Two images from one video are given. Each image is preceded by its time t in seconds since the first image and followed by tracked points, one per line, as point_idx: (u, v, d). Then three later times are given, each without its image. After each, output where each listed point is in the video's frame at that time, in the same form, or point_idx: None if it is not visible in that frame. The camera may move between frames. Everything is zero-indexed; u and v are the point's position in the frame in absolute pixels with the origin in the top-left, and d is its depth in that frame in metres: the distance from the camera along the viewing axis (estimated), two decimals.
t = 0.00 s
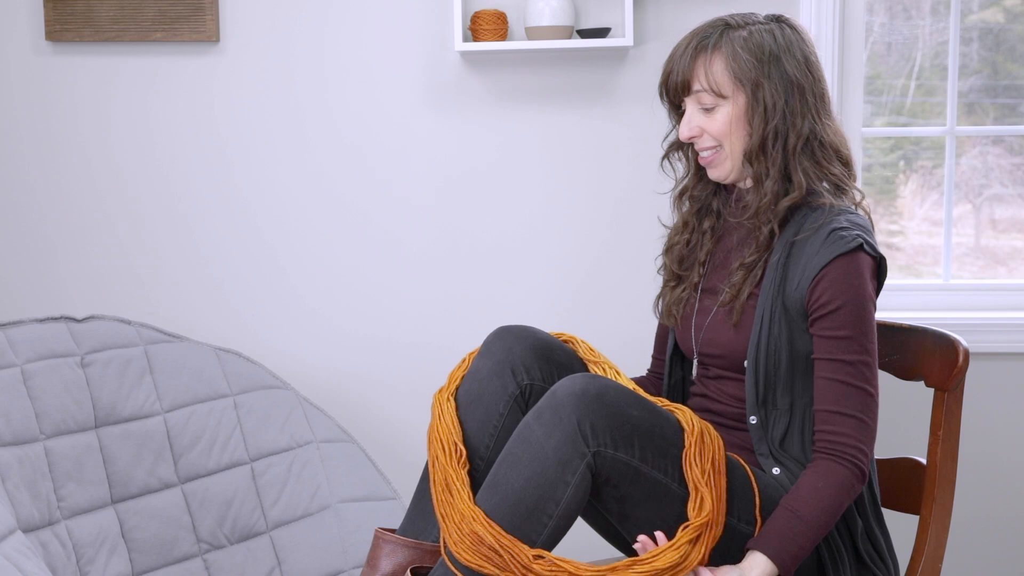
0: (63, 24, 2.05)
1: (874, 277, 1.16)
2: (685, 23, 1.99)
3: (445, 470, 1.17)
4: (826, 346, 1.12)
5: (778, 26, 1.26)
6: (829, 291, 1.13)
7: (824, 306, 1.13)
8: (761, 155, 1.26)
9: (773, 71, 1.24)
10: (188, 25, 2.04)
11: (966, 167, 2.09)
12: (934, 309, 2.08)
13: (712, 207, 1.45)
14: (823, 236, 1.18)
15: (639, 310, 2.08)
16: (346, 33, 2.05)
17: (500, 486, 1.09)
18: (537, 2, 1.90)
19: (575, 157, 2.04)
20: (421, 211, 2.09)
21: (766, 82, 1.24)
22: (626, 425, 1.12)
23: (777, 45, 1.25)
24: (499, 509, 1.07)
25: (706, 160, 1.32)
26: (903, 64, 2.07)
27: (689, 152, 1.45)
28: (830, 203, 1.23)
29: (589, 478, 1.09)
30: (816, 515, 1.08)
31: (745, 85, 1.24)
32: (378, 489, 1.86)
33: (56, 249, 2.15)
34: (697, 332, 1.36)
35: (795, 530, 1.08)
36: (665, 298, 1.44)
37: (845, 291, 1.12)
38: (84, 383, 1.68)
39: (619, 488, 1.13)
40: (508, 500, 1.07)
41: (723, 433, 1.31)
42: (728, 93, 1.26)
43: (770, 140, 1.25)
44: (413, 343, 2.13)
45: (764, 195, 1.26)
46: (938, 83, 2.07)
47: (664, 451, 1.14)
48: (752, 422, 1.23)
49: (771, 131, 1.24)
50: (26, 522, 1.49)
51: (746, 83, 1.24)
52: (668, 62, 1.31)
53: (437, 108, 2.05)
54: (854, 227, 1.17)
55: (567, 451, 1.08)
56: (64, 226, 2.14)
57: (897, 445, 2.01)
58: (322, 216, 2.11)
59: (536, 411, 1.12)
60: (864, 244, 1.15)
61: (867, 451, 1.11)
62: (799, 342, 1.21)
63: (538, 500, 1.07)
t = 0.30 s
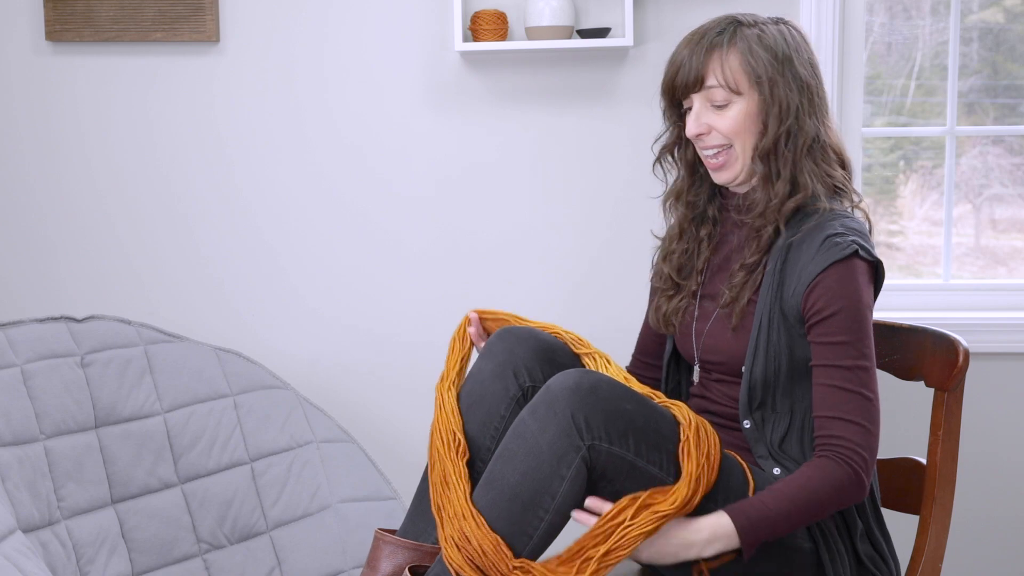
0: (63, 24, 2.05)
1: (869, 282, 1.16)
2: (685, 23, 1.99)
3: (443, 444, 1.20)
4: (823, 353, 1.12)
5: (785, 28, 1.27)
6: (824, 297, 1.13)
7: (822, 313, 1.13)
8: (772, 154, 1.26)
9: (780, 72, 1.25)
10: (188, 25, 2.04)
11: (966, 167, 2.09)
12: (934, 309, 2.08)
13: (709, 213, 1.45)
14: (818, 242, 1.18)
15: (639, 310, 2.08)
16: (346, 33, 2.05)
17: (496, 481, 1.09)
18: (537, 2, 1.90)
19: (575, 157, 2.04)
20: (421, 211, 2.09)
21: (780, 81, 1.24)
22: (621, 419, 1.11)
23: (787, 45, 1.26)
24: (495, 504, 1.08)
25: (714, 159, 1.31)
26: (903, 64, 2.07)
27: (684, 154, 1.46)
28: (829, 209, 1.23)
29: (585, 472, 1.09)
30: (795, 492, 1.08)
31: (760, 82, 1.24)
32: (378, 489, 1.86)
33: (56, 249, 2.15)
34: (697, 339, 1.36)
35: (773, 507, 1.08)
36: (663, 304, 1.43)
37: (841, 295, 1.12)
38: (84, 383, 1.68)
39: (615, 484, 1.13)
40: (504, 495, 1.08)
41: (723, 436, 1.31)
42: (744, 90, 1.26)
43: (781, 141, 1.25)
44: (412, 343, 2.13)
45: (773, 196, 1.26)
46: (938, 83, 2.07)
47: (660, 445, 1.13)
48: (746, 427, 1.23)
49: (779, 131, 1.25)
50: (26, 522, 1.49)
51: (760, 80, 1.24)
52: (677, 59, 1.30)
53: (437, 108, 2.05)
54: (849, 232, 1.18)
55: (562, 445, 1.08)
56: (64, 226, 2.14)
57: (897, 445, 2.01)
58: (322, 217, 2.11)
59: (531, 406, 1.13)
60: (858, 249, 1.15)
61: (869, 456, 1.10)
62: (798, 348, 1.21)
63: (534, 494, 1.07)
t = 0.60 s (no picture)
0: (63, 24, 2.05)
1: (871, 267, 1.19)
2: (685, 23, 1.99)
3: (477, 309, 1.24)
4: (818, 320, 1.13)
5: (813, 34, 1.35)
6: (828, 272, 1.15)
7: (825, 286, 1.15)
8: (809, 150, 1.30)
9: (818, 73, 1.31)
10: (188, 25, 2.04)
11: (965, 167, 2.09)
12: (934, 309, 2.07)
13: (711, 208, 1.46)
14: (824, 227, 1.21)
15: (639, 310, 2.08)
16: (346, 32, 2.05)
17: (496, 480, 1.09)
18: (537, 2, 1.90)
19: (575, 157, 2.04)
20: (421, 211, 2.09)
21: (818, 83, 1.31)
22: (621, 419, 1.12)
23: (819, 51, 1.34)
24: (495, 503, 1.08)
25: (740, 150, 1.35)
26: (903, 64, 2.07)
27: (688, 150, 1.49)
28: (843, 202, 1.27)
29: (585, 471, 1.10)
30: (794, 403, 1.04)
31: (806, 81, 1.30)
32: (378, 489, 1.86)
33: (56, 249, 2.15)
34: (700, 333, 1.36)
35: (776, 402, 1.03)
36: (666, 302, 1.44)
37: (847, 270, 1.15)
38: (84, 383, 1.68)
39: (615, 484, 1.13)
40: (505, 494, 1.08)
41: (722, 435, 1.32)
42: (787, 88, 1.31)
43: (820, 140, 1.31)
44: (412, 343, 2.13)
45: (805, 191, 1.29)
46: (938, 83, 2.07)
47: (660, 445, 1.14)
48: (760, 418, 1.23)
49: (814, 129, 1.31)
50: (26, 522, 1.49)
51: (805, 79, 1.30)
52: (723, 46, 1.33)
53: (437, 108, 2.05)
54: (851, 219, 1.22)
55: (563, 445, 1.09)
56: (64, 226, 2.14)
57: (896, 445, 2.01)
58: (322, 217, 2.11)
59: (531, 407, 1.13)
60: (863, 233, 1.18)
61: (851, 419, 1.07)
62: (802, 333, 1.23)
63: (535, 494, 1.07)
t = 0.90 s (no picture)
0: (63, 24, 2.05)
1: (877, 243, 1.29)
2: (685, 23, 1.99)
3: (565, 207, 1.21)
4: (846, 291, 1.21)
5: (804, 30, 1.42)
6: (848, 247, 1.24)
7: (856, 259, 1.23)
8: (818, 142, 1.36)
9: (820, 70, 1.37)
10: (188, 25, 2.04)
11: (965, 167, 2.09)
12: (934, 309, 2.07)
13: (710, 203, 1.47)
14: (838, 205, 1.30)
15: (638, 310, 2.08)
16: (346, 32, 2.05)
17: (497, 482, 1.09)
18: (537, 2, 1.90)
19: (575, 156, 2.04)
20: (421, 211, 2.09)
21: (821, 76, 1.37)
22: (623, 420, 1.12)
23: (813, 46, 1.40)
24: (495, 503, 1.08)
25: (752, 147, 1.35)
26: (903, 64, 2.07)
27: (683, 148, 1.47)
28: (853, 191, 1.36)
29: (586, 472, 1.10)
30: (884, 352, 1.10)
31: (814, 75, 1.35)
32: (378, 488, 1.86)
33: (56, 249, 2.15)
34: (705, 322, 1.35)
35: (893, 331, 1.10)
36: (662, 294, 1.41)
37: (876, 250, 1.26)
38: (84, 383, 1.68)
39: (615, 484, 1.13)
40: (505, 496, 1.08)
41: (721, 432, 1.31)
42: (797, 83, 1.35)
43: (825, 134, 1.37)
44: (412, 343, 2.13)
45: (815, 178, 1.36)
46: (938, 83, 2.07)
47: (661, 445, 1.14)
48: (790, 398, 1.23)
49: (821, 124, 1.36)
50: (26, 522, 1.49)
51: (813, 74, 1.35)
52: (735, 42, 1.35)
53: (437, 108, 2.05)
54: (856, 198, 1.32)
55: (563, 446, 1.09)
56: (64, 227, 2.14)
57: (896, 445, 2.01)
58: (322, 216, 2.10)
59: (532, 407, 1.13)
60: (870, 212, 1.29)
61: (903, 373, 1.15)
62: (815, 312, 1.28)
63: (535, 496, 1.07)
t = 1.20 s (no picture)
0: (63, 24, 2.05)
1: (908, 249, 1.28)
2: (685, 23, 1.99)
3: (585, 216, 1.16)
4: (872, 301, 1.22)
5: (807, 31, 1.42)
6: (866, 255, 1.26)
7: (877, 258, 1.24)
8: (825, 148, 1.38)
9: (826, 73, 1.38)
10: (188, 25, 2.04)
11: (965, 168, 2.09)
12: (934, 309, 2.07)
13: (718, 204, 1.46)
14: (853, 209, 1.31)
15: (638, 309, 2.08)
16: (346, 33, 2.05)
17: (497, 482, 1.09)
18: (537, 2, 1.90)
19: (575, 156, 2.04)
20: (421, 211, 2.09)
21: (827, 81, 1.37)
22: (622, 419, 1.12)
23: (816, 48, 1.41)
24: (495, 504, 1.08)
25: (761, 156, 1.36)
26: (903, 64, 2.07)
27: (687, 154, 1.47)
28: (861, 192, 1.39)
29: (586, 472, 1.10)
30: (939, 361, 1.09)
31: (821, 82, 1.36)
32: (378, 488, 1.86)
33: (56, 249, 2.15)
34: (713, 319, 1.35)
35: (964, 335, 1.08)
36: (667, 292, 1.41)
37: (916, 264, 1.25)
38: (84, 383, 1.68)
39: (615, 484, 1.13)
40: (505, 496, 1.08)
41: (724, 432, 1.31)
42: (805, 91, 1.35)
43: (831, 138, 1.38)
44: (412, 343, 2.13)
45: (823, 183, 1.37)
46: (938, 83, 2.07)
47: (660, 444, 1.14)
48: (799, 394, 1.23)
49: (828, 129, 1.37)
50: (26, 522, 1.49)
51: (820, 81, 1.36)
52: (744, 52, 1.34)
53: (437, 108, 2.05)
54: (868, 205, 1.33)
55: (563, 445, 1.09)
56: (64, 226, 2.14)
57: (895, 445, 2.01)
58: (323, 215, 2.10)
59: (531, 407, 1.13)
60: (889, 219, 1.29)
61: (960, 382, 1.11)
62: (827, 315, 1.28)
63: (535, 495, 1.07)
